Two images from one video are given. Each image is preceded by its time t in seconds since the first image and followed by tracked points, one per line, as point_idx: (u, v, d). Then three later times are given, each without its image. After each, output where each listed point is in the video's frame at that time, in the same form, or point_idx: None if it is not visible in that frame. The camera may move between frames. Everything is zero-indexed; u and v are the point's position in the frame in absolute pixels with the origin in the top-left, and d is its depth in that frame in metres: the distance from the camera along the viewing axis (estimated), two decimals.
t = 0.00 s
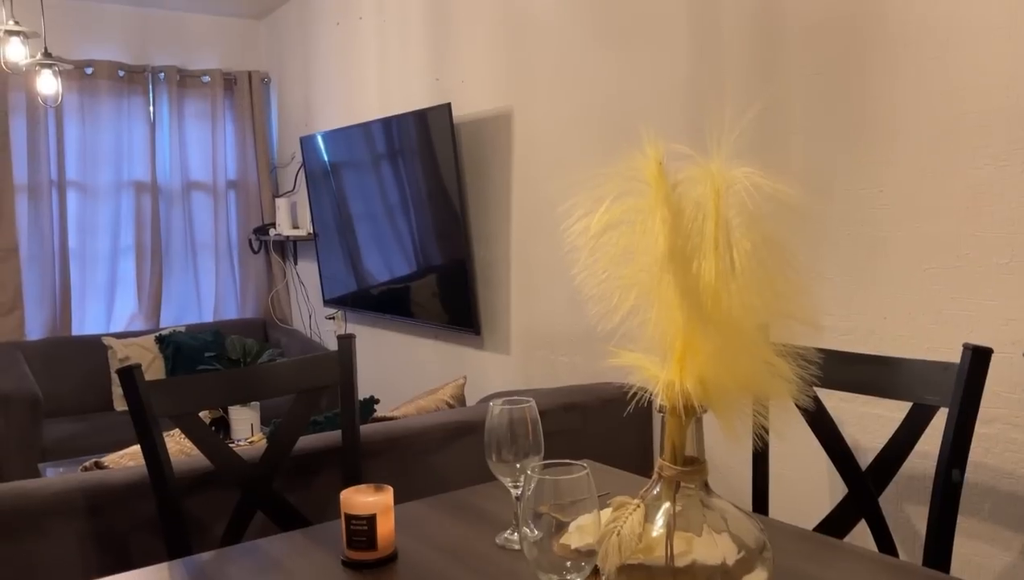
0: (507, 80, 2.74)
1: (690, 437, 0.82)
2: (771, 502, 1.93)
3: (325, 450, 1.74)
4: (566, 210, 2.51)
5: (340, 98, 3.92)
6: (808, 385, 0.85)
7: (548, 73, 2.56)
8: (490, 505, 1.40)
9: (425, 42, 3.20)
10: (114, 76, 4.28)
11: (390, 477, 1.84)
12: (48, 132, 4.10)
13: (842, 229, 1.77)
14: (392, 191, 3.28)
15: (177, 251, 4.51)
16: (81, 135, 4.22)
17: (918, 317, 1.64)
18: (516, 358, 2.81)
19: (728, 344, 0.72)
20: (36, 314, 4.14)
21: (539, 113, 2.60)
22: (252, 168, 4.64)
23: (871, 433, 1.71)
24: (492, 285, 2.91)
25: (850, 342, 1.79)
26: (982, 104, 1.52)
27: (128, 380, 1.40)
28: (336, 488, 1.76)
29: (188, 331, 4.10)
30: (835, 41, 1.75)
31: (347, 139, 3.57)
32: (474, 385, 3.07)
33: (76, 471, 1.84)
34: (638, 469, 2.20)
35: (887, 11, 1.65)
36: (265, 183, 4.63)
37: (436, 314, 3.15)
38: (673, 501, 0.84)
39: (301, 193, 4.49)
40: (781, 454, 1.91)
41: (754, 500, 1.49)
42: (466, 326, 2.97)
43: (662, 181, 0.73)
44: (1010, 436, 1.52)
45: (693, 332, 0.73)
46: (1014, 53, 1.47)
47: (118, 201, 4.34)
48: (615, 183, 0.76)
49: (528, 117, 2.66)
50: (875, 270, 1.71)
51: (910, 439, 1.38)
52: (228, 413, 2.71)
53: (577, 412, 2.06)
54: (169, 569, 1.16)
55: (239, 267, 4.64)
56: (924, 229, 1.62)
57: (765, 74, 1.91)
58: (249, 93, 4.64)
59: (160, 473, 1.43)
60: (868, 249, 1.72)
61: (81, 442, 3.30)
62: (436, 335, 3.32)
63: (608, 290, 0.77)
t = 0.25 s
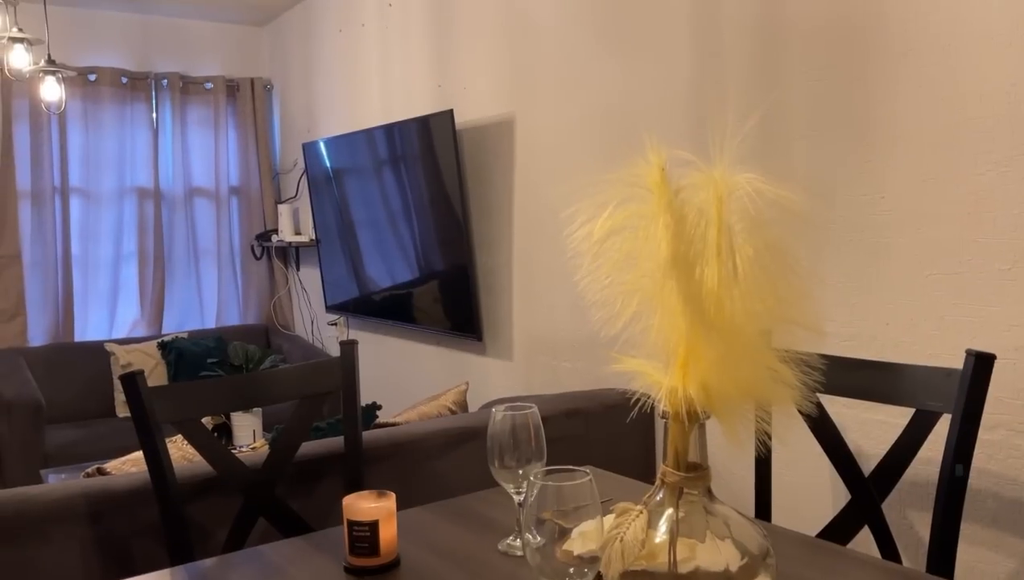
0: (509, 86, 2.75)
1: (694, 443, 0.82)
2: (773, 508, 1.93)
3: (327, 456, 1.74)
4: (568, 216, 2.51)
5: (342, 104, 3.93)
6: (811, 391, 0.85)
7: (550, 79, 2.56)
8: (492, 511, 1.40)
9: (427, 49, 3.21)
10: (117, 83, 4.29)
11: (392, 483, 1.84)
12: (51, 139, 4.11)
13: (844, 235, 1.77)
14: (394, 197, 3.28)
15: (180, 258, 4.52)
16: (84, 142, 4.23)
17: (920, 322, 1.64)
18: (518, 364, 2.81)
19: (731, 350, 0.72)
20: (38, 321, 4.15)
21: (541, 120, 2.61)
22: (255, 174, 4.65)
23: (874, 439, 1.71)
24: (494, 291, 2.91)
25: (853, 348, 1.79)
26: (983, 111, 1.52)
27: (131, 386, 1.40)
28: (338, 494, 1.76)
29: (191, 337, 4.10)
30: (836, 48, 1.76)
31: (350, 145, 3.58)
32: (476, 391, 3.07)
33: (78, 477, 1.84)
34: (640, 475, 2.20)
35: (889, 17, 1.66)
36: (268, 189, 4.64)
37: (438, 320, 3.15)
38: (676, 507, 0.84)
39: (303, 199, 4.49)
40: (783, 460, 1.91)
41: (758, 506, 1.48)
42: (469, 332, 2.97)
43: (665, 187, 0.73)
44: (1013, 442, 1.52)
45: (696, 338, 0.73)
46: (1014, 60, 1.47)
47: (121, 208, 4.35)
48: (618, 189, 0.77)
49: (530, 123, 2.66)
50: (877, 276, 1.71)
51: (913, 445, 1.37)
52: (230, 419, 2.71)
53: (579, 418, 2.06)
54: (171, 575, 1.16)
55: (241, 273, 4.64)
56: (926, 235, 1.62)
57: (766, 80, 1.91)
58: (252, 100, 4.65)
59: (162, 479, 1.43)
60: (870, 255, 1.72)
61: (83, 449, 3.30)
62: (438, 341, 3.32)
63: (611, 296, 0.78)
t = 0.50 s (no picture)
0: (511, 92, 2.75)
1: (697, 449, 0.82)
2: (777, 515, 1.93)
3: (329, 461, 1.74)
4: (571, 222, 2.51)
5: (345, 110, 3.94)
6: (815, 397, 0.85)
7: (552, 85, 2.57)
8: (495, 518, 1.39)
9: (430, 56, 3.21)
10: (120, 90, 4.30)
11: (394, 490, 1.84)
12: (54, 146, 4.12)
13: (846, 241, 1.77)
14: (396, 203, 3.29)
15: (182, 264, 4.52)
16: (87, 148, 4.24)
17: (923, 328, 1.64)
18: (521, 370, 2.81)
19: (735, 356, 0.72)
20: (41, 327, 4.15)
21: (544, 126, 2.61)
22: (257, 181, 4.65)
23: (877, 445, 1.71)
24: (496, 297, 2.91)
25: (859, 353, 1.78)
26: (986, 117, 1.52)
27: (134, 392, 1.40)
28: (341, 500, 1.76)
29: (193, 343, 4.10)
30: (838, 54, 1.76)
31: (352, 152, 3.58)
32: (478, 397, 3.07)
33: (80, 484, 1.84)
34: (643, 481, 2.20)
35: (893, 23, 1.66)
36: (270, 196, 4.64)
37: (440, 326, 3.15)
38: (680, 513, 0.84)
39: (305, 206, 4.50)
40: (786, 466, 1.91)
41: (760, 512, 1.48)
42: (471, 338, 2.97)
43: (668, 193, 0.73)
44: (1017, 448, 1.52)
45: (698, 344, 0.73)
46: (1017, 66, 1.47)
47: (124, 214, 4.35)
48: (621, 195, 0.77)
49: (532, 129, 2.67)
50: (880, 281, 1.71)
51: (916, 450, 1.37)
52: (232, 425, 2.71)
53: (582, 424, 2.06)
54: None
55: (244, 279, 4.65)
56: (929, 241, 1.62)
57: (768, 87, 1.91)
58: (255, 106, 4.65)
59: (164, 485, 1.43)
60: (873, 261, 1.72)
61: (86, 455, 3.30)
62: (441, 347, 3.32)
63: (614, 302, 0.78)
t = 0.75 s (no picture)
0: (513, 97, 2.76)
1: (700, 453, 0.82)
2: (779, 519, 1.92)
3: (332, 465, 1.74)
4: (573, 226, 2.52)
5: (347, 114, 3.94)
6: (818, 401, 0.85)
7: (553, 90, 2.57)
8: (497, 522, 1.39)
9: (432, 60, 3.22)
10: (123, 95, 4.31)
11: (396, 494, 1.84)
12: (57, 150, 4.13)
13: (849, 245, 1.77)
14: (398, 208, 3.29)
15: (185, 269, 4.52)
16: (90, 153, 4.25)
17: (925, 332, 1.64)
18: (523, 375, 2.81)
19: (738, 361, 0.72)
20: (43, 332, 4.15)
21: (545, 131, 2.61)
22: (259, 186, 4.66)
23: (880, 450, 1.70)
24: (498, 302, 2.91)
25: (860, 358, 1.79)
26: (987, 121, 1.52)
27: (136, 398, 1.41)
28: (343, 505, 1.75)
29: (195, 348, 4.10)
30: (840, 58, 1.76)
31: (354, 156, 3.59)
32: (480, 402, 3.07)
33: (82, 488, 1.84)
34: (646, 486, 2.19)
35: (894, 28, 1.66)
36: (272, 201, 4.65)
37: (442, 331, 3.15)
38: (683, 518, 0.83)
39: (307, 210, 4.50)
40: (789, 471, 1.90)
41: (763, 517, 1.48)
42: (472, 343, 2.97)
43: (671, 197, 0.73)
44: (1020, 453, 1.51)
45: (701, 348, 0.73)
46: (1018, 70, 1.47)
47: (126, 219, 4.36)
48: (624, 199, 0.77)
49: (534, 133, 2.67)
50: (882, 286, 1.71)
51: (920, 454, 1.37)
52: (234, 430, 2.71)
53: (584, 429, 2.05)
54: None
55: (246, 284, 4.65)
56: (931, 245, 1.62)
57: (770, 91, 1.92)
58: (257, 111, 4.66)
59: (167, 490, 1.43)
60: (876, 265, 1.72)
61: (88, 460, 3.30)
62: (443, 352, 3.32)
63: (617, 306, 0.78)
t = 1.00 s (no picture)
0: (514, 101, 2.76)
1: (703, 456, 0.82)
2: (782, 522, 1.92)
3: (333, 469, 1.74)
4: (574, 230, 2.52)
5: (348, 118, 3.95)
6: (820, 404, 0.85)
7: (554, 93, 2.58)
8: (499, 526, 1.39)
9: (433, 65, 3.22)
10: (125, 99, 4.31)
11: (398, 498, 1.84)
12: (59, 155, 4.14)
13: (850, 248, 1.77)
14: (399, 212, 3.30)
15: (186, 273, 4.53)
16: (92, 158, 4.26)
17: (927, 335, 1.64)
18: (524, 378, 2.81)
19: (741, 363, 0.72)
20: (45, 337, 4.16)
21: (547, 134, 2.62)
22: (261, 191, 4.67)
23: (882, 453, 1.70)
24: (499, 306, 2.92)
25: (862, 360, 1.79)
26: (988, 124, 1.53)
27: (139, 401, 1.41)
28: (345, 509, 1.75)
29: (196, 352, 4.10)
30: (841, 61, 1.76)
31: (355, 161, 3.59)
32: (482, 406, 3.07)
33: (84, 492, 1.84)
34: (648, 489, 2.19)
35: (896, 30, 1.66)
36: (273, 205, 4.65)
37: (443, 334, 3.15)
38: (686, 520, 0.83)
39: (309, 214, 4.51)
40: (791, 474, 1.90)
41: (765, 520, 1.48)
42: (474, 347, 2.97)
43: (673, 200, 0.73)
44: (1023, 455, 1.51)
45: (704, 350, 0.73)
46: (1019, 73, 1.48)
47: (128, 223, 4.36)
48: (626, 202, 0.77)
49: (535, 137, 2.67)
50: (884, 289, 1.71)
51: (922, 457, 1.37)
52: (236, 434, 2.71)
53: (586, 432, 2.05)
54: None
55: (247, 288, 4.65)
56: (933, 248, 1.62)
57: (771, 94, 1.92)
58: (258, 116, 4.67)
59: (169, 494, 1.43)
60: (877, 268, 1.72)
61: (90, 464, 3.30)
62: (444, 356, 3.32)
63: (619, 308, 0.78)
